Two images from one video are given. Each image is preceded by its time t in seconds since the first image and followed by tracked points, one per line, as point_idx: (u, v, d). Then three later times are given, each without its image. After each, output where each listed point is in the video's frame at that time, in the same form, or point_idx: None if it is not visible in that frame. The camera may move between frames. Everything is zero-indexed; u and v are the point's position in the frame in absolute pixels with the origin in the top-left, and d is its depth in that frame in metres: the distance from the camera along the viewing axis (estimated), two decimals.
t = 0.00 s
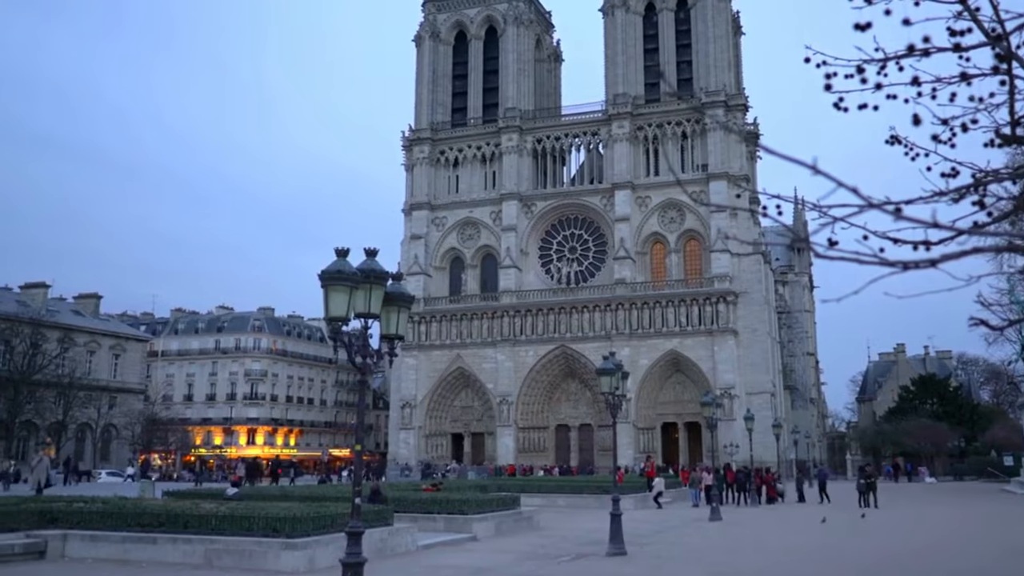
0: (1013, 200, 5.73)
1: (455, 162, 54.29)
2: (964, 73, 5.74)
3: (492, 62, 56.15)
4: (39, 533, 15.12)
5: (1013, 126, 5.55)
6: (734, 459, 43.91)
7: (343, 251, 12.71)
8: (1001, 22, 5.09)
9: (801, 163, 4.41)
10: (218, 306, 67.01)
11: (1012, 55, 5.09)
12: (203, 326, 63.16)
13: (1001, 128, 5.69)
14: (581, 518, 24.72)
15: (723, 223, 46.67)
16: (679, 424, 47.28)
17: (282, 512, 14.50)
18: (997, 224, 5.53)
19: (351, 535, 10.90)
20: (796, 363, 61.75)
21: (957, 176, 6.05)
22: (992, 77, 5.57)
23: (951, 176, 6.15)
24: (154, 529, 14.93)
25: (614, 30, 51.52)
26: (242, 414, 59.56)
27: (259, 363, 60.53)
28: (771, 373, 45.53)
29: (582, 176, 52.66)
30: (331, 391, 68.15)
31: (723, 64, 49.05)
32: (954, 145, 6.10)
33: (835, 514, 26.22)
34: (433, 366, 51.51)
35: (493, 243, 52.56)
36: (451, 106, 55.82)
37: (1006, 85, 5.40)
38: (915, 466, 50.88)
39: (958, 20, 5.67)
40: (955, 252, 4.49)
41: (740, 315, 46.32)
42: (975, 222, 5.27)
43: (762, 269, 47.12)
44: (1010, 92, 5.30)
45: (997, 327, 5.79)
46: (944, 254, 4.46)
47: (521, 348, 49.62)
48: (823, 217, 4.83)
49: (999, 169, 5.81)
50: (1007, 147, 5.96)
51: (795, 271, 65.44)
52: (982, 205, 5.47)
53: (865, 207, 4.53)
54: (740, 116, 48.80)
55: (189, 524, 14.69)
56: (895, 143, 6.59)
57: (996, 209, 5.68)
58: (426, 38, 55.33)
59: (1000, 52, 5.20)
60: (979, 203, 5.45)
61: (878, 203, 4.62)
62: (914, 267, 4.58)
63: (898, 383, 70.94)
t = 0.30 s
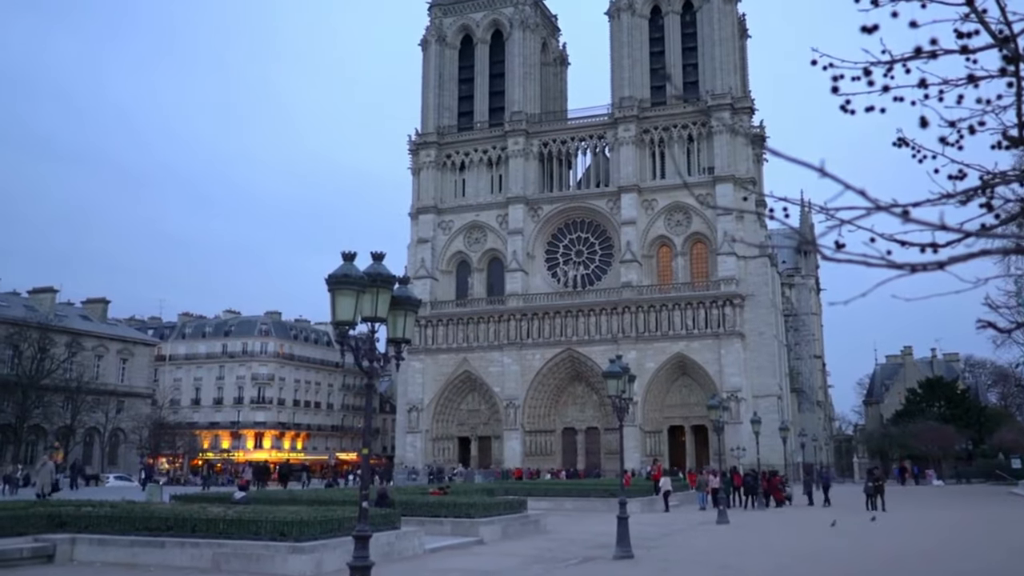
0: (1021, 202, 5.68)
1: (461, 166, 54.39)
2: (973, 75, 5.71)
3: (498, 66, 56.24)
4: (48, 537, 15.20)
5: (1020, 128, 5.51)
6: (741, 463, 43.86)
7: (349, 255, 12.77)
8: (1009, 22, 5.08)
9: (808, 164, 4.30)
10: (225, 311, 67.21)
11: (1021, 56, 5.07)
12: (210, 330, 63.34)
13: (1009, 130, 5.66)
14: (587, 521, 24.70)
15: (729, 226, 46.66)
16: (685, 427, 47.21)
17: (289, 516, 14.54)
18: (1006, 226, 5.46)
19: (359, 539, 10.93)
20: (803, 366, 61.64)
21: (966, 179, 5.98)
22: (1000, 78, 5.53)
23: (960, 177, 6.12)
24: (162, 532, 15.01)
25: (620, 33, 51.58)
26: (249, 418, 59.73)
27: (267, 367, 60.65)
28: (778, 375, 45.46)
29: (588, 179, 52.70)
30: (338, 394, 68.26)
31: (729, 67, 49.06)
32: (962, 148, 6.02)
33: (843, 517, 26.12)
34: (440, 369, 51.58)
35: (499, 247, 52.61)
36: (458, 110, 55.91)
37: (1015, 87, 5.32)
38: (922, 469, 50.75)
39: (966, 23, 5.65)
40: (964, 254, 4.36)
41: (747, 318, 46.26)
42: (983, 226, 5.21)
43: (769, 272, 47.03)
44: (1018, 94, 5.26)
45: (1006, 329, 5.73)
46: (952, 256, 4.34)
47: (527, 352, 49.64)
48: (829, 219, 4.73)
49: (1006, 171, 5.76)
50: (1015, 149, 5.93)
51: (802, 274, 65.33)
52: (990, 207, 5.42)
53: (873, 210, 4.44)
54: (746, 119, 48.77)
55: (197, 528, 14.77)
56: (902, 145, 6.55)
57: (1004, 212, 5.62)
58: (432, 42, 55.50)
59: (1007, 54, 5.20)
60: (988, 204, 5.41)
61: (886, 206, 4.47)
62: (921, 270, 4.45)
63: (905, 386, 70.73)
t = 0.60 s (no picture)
0: None
1: (468, 170, 54.46)
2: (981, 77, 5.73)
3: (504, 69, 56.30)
4: (57, 540, 15.30)
5: None
6: (749, 466, 43.81)
7: (356, 259, 12.83)
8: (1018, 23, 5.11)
9: (817, 166, 4.27)
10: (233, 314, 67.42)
11: None
12: (218, 334, 63.52)
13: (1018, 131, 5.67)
14: (594, 524, 24.70)
15: (736, 228, 46.61)
16: (692, 430, 47.15)
17: (297, 519, 14.57)
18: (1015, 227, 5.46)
19: (366, 542, 10.97)
20: (811, 369, 61.53)
21: (974, 180, 6.05)
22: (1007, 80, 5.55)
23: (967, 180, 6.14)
24: (170, 535, 15.08)
25: (627, 36, 51.62)
26: (257, 422, 59.88)
27: (274, 371, 60.75)
28: (785, 379, 45.39)
29: (594, 182, 52.72)
30: (345, 398, 68.35)
31: (735, 69, 49.07)
32: (969, 150, 6.09)
33: (852, 520, 26.06)
34: (447, 373, 51.64)
35: (505, 250, 52.67)
36: (464, 113, 55.99)
37: (1022, 90, 5.39)
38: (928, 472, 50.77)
39: (974, 24, 5.66)
40: (973, 257, 4.32)
41: (754, 321, 46.19)
42: (992, 228, 5.19)
43: (776, 275, 46.96)
44: None
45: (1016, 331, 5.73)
46: (962, 258, 4.29)
47: (534, 355, 49.68)
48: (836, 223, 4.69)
49: (1015, 173, 5.76)
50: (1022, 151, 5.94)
51: (809, 277, 65.22)
52: (999, 209, 5.42)
53: (882, 211, 4.41)
54: (753, 122, 48.72)
55: (206, 531, 14.84)
56: (909, 148, 6.57)
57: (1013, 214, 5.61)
58: (438, 45, 55.63)
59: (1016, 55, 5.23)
60: (997, 207, 5.41)
61: (893, 209, 4.50)
62: (930, 273, 4.41)
63: (913, 389, 70.50)
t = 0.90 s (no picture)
0: None
1: (477, 174, 54.56)
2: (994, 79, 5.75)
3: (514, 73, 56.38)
4: (71, 543, 15.43)
5: None
6: (759, 470, 43.74)
7: (367, 264, 12.92)
8: None
9: (829, 169, 4.25)
10: (244, 319, 67.72)
11: None
12: (229, 338, 63.79)
13: None
14: (605, 528, 24.71)
15: (746, 232, 46.56)
16: (703, 434, 47.08)
17: (308, 522, 14.65)
18: None
19: (378, 545, 11.02)
20: (821, 372, 61.37)
21: (986, 183, 6.09)
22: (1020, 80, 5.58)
23: (980, 183, 6.16)
24: (182, 539, 15.17)
25: (636, 40, 51.69)
26: (268, 426, 60.11)
27: (285, 375, 60.95)
28: (796, 382, 45.30)
29: (604, 186, 52.75)
30: (356, 402, 68.50)
31: (745, 73, 49.05)
32: (982, 154, 6.10)
33: (864, 524, 25.96)
34: (457, 377, 51.74)
35: (515, 254, 52.74)
36: (473, 118, 56.09)
37: None
38: (939, 475, 50.76)
39: (987, 25, 5.69)
40: (987, 259, 4.32)
41: (764, 324, 46.13)
42: (1005, 231, 5.19)
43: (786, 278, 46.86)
44: None
45: None
46: (974, 261, 4.30)
47: (544, 359, 49.72)
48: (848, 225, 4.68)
49: None
50: None
51: (819, 280, 65.04)
52: (1013, 211, 5.43)
53: (895, 213, 4.42)
54: (763, 125, 48.65)
55: (218, 535, 14.92)
56: (922, 150, 6.60)
57: None
58: (447, 50, 55.80)
59: None
60: (1011, 208, 5.42)
61: (907, 211, 4.47)
62: (942, 275, 4.41)
63: (925, 393, 70.19)
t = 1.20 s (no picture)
0: None
1: (488, 178, 54.71)
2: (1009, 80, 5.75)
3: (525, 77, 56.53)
4: (86, 546, 15.59)
5: None
6: (772, 473, 43.64)
7: (379, 268, 13.02)
8: None
9: (842, 172, 4.27)
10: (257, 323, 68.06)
11: None
12: (242, 342, 64.13)
13: None
14: (617, 532, 24.73)
15: (758, 235, 46.49)
16: (715, 437, 47.01)
17: (321, 526, 14.76)
18: None
19: (390, 548, 11.12)
20: (833, 376, 61.19)
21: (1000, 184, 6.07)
22: None
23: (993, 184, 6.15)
24: (196, 542, 15.30)
25: (647, 43, 51.75)
26: (281, 429, 60.38)
27: (297, 379, 61.16)
28: (808, 386, 45.18)
29: (615, 190, 52.77)
30: (368, 405, 68.70)
31: (756, 76, 49.02)
32: (997, 154, 6.06)
33: (878, 528, 25.86)
34: (469, 380, 51.85)
35: (526, 257, 52.81)
36: (484, 122, 56.24)
37: None
38: (953, 479, 50.55)
39: (1000, 26, 5.69)
40: (1000, 261, 4.36)
41: (776, 327, 46.05)
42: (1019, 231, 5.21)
43: (798, 281, 46.75)
44: None
45: None
46: (989, 263, 4.33)
47: (556, 363, 49.75)
48: (861, 228, 4.70)
49: None
50: None
51: (832, 283, 64.87)
52: None
53: (909, 216, 4.43)
54: (774, 127, 48.56)
55: (231, 538, 15.02)
56: (936, 151, 6.59)
57: None
58: (458, 54, 55.99)
59: None
60: None
61: (919, 213, 4.44)
62: (956, 278, 4.44)
63: (938, 396, 69.88)
